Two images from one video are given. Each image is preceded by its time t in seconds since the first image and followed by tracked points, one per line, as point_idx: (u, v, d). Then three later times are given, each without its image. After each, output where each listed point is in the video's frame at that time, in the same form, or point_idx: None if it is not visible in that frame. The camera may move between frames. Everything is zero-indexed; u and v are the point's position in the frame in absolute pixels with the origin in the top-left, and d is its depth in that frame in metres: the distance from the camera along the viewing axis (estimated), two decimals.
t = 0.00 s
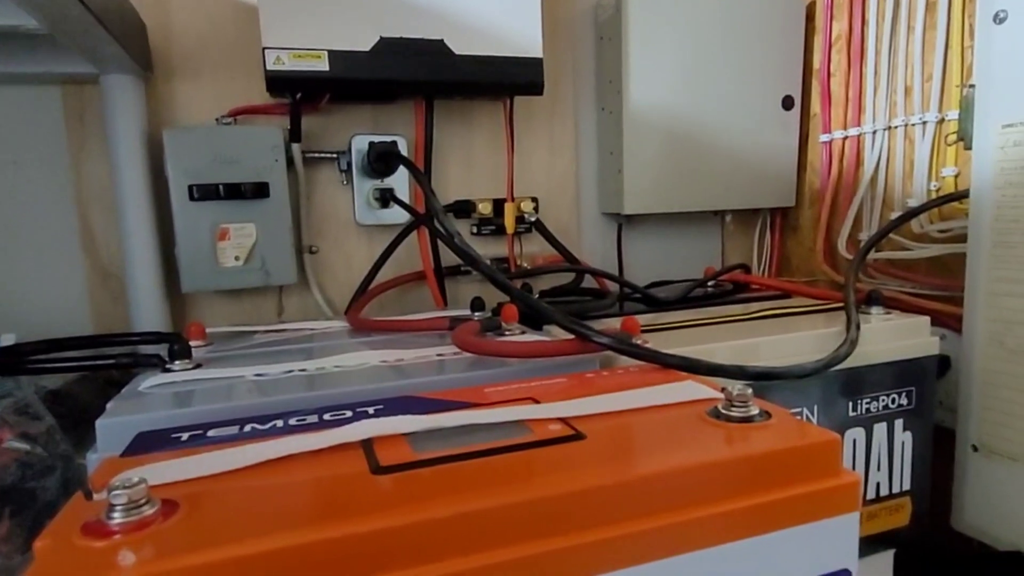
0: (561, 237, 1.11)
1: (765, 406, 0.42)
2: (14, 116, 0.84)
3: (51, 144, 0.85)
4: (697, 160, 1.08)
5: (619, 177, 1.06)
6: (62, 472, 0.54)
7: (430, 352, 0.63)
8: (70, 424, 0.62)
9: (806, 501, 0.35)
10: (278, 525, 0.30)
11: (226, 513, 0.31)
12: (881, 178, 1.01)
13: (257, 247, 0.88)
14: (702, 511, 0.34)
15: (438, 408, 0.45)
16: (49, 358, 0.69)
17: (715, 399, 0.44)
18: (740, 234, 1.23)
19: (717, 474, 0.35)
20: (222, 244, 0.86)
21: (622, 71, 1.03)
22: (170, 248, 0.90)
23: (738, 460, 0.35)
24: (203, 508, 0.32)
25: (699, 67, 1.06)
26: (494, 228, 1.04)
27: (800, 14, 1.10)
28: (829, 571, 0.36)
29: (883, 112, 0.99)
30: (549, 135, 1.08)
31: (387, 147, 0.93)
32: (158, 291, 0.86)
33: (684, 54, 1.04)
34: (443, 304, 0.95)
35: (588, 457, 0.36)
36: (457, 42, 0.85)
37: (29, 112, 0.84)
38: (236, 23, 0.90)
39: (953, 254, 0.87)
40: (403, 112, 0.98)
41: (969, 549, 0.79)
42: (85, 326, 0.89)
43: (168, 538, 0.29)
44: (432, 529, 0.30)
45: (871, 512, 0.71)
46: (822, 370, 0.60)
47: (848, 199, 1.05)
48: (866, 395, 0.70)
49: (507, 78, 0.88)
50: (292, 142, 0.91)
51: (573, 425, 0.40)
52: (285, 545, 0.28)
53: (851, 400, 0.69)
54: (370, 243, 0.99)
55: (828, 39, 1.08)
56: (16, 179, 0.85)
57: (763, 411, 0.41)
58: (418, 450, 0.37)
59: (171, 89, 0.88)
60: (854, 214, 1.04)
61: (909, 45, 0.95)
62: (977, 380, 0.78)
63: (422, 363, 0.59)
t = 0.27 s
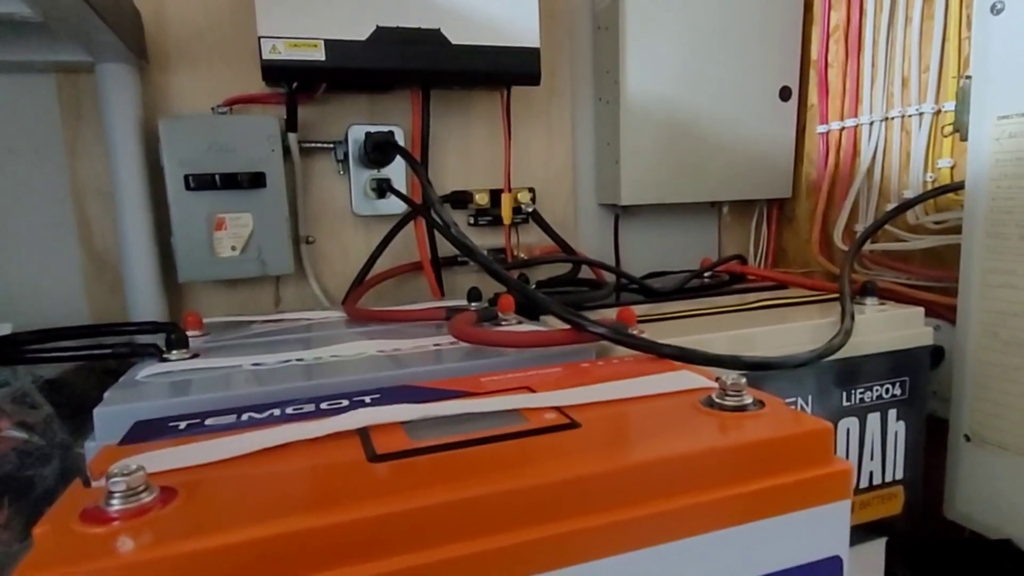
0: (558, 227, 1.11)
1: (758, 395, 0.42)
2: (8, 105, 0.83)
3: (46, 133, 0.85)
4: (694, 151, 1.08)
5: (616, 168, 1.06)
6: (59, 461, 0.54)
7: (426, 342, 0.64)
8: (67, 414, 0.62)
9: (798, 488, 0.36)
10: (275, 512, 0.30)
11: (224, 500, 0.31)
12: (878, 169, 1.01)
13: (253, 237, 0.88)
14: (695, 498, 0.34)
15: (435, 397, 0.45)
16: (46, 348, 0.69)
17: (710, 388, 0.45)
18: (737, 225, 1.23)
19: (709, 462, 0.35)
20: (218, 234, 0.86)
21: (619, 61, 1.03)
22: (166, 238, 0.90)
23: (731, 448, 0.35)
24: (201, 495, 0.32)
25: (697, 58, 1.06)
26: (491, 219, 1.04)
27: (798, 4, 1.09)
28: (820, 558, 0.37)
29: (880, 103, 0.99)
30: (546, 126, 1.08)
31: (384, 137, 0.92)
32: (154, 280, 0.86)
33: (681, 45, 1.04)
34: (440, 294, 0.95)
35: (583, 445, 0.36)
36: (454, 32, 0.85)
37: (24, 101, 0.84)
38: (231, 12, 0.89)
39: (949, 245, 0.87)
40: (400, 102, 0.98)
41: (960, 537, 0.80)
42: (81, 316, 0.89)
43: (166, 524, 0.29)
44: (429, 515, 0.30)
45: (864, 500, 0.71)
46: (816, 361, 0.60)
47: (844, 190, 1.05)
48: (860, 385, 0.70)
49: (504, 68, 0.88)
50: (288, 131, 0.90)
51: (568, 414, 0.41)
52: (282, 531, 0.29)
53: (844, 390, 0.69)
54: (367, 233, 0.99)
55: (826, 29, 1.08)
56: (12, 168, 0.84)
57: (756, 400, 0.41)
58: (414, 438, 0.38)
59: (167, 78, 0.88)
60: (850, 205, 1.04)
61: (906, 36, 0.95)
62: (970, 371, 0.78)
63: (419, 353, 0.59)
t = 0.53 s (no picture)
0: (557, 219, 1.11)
1: (758, 386, 0.42)
2: (6, 95, 0.83)
3: (44, 123, 0.85)
4: (693, 143, 1.08)
5: (616, 159, 1.06)
6: (62, 452, 0.54)
7: (427, 333, 0.64)
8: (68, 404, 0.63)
9: (797, 478, 0.36)
10: (279, 501, 0.30)
11: (226, 489, 0.32)
12: (877, 160, 1.01)
13: (253, 228, 0.88)
14: (694, 488, 0.34)
15: (436, 388, 0.46)
16: (46, 338, 0.69)
17: (709, 378, 0.45)
18: (736, 217, 1.23)
19: (708, 452, 0.35)
20: (217, 225, 0.86)
21: (619, 52, 1.02)
22: (165, 229, 0.90)
23: (730, 438, 0.36)
24: (204, 484, 0.32)
25: (697, 49, 1.05)
26: (491, 210, 1.04)
27: None
28: (818, 547, 0.37)
29: (880, 95, 0.99)
30: (546, 117, 1.07)
31: (383, 128, 0.92)
32: (154, 272, 0.86)
33: (681, 36, 1.04)
34: (439, 286, 0.96)
35: (584, 435, 0.36)
36: (454, 23, 0.85)
37: (22, 91, 0.84)
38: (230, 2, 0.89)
39: (948, 237, 0.87)
40: (399, 93, 0.98)
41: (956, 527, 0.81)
42: (81, 307, 0.89)
43: (170, 513, 0.29)
44: (430, 504, 0.31)
45: (862, 491, 0.72)
46: (815, 351, 0.60)
47: (844, 181, 1.05)
48: (858, 376, 0.70)
49: (503, 58, 0.88)
50: (287, 122, 0.90)
51: (569, 404, 0.41)
52: (284, 520, 0.29)
53: (843, 381, 0.70)
54: (366, 224, 0.99)
55: (826, 21, 1.07)
56: (10, 159, 0.84)
57: (756, 390, 0.41)
58: (416, 428, 0.38)
59: (165, 69, 0.87)
60: (849, 197, 1.04)
61: (907, 27, 0.95)
62: (968, 362, 0.78)
63: (420, 344, 0.59)
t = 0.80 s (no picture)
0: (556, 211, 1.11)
1: (758, 377, 0.42)
2: None
3: (39, 114, 0.84)
4: (692, 135, 1.07)
5: (615, 151, 1.05)
6: (58, 444, 0.54)
7: (425, 325, 0.63)
8: (64, 397, 0.63)
9: (797, 468, 0.36)
10: (276, 492, 0.30)
11: (223, 480, 0.31)
12: (878, 153, 1.00)
13: (250, 220, 0.87)
14: (694, 479, 0.34)
15: (434, 380, 0.45)
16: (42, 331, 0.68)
17: (709, 370, 0.45)
18: (736, 209, 1.23)
19: (708, 443, 0.35)
20: (214, 218, 0.85)
21: (618, 44, 1.02)
22: (162, 221, 0.90)
23: (730, 429, 0.35)
24: (201, 475, 0.32)
25: (696, 41, 1.05)
26: (489, 202, 1.03)
27: None
28: (818, 538, 0.37)
29: (881, 86, 0.99)
30: (545, 108, 1.07)
31: (381, 119, 0.92)
32: (150, 264, 0.85)
33: (680, 27, 1.03)
34: (437, 278, 0.95)
35: (583, 426, 0.36)
36: (452, 13, 0.85)
37: (16, 82, 0.83)
38: None
39: (947, 230, 0.87)
40: (397, 85, 0.97)
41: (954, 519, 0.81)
42: (77, 299, 0.89)
43: (167, 504, 0.29)
44: (429, 496, 0.30)
45: (860, 483, 0.72)
46: (815, 344, 0.60)
47: (843, 174, 1.05)
48: (857, 368, 0.70)
49: (502, 49, 0.88)
50: (284, 114, 0.90)
51: (568, 395, 0.41)
52: (281, 511, 0.29)
53: (842, 373, 0.70)
54: (364, 216, 0.98)
55: (826, 12, 1.07)
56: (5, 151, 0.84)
57: (756, 381, 0.41)
58: (414, 419, 0.38)
59: (160, 59, 0.87)
60: (849, 189, 1.04)
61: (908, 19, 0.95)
62: (967, 355, 0.78)
63: (418, 336, 0.59)
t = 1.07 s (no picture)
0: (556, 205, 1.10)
1: (759, 369, 0.42)
2: None
3: (32, 106, 0.84)
4: (693, 128, 1.07)
5: (614, 144, 1.05)
6: (50, 439, 0.54)
7: (422, 318, 0.63)
8: (58, 390, 0.62)
9: (799, 462, 0.35)
10: (269, 485, 0.30)
11: (215, 474, 0.31)
12: (879, 145, 1.00)
13: (246, 213, 0.86)
14: (694, 473, 0.34)
15: (431, 373, 0.45)
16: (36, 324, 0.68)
17: (710, 363, 0.44)
18: (736, 203, 1.22)
19: (709, 436, 0.34)
20: (210, 210, 0.84)
21: (618, 35, 1.01)
22: (158, 214, 0.89)
23: (731, 422, 0.35)
24: (193, 469, 0.31)
25: (697, 33, 1.04)
26: (488, 195, 1.02)
27: None
28: (820, 532, 0.36)
29: (883, 79, 0.98)
30: (544, 100, 1.06)
31: (378, 111, 0.91)
32: (146, 257, 0.85)
33: (681, 19, 1.03)
34: (435, 272, 0.94)
35: (582, 419, 0.36)
36: (449, 4, 0.84)
37: (10, 73, 0.82)
38: None
39: (949, 223, 0.87)
40: (394, 76, 0.96)
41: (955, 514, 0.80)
42: (73, 293, 0.88)
43: (157, 497, 0.29)
44: (425, 490, 0.30)
45: (860, 477, 0.72)
46: (817, 337, 0.60)
47: (845, 167, 1.04)
48: (858, 362, 0.70)
49: (500, 40, 0.87)
50: (281, 106, 0.89)
51: (566, 388, 0.40)
52: (273, 505, 0.28)
53: (843, 367, 0.69)
54: (362, 209, 0.98)
55: (828, 4, 1.06)
56: None
57: (757, 373, 0.41)
58: (410, 412, 0.37)
59: (155, 51, 0.86)
60: (850, 182, 1.03)
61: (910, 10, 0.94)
62: (968, 349, 0.78)
63: (415, 329, 0.58)
